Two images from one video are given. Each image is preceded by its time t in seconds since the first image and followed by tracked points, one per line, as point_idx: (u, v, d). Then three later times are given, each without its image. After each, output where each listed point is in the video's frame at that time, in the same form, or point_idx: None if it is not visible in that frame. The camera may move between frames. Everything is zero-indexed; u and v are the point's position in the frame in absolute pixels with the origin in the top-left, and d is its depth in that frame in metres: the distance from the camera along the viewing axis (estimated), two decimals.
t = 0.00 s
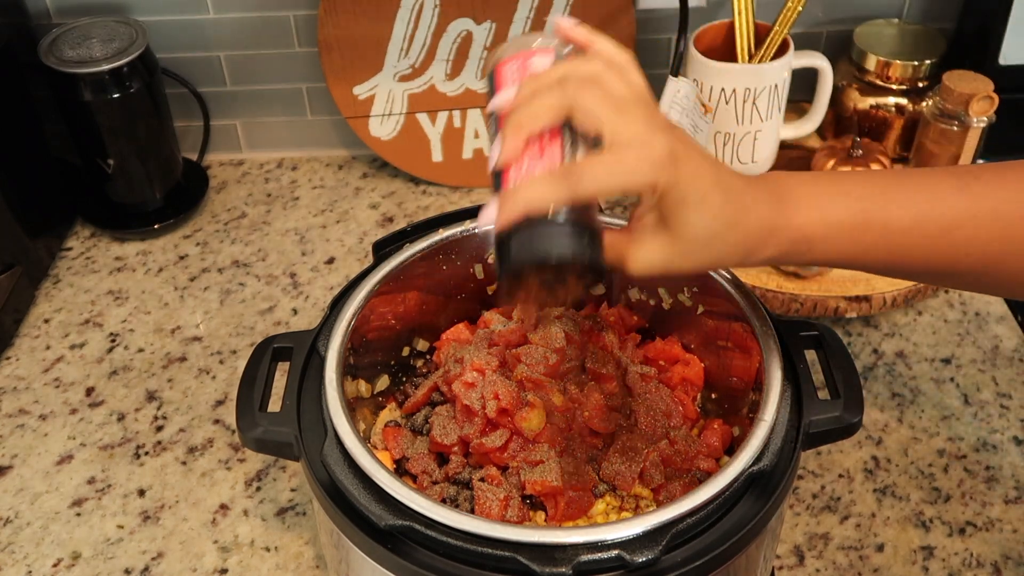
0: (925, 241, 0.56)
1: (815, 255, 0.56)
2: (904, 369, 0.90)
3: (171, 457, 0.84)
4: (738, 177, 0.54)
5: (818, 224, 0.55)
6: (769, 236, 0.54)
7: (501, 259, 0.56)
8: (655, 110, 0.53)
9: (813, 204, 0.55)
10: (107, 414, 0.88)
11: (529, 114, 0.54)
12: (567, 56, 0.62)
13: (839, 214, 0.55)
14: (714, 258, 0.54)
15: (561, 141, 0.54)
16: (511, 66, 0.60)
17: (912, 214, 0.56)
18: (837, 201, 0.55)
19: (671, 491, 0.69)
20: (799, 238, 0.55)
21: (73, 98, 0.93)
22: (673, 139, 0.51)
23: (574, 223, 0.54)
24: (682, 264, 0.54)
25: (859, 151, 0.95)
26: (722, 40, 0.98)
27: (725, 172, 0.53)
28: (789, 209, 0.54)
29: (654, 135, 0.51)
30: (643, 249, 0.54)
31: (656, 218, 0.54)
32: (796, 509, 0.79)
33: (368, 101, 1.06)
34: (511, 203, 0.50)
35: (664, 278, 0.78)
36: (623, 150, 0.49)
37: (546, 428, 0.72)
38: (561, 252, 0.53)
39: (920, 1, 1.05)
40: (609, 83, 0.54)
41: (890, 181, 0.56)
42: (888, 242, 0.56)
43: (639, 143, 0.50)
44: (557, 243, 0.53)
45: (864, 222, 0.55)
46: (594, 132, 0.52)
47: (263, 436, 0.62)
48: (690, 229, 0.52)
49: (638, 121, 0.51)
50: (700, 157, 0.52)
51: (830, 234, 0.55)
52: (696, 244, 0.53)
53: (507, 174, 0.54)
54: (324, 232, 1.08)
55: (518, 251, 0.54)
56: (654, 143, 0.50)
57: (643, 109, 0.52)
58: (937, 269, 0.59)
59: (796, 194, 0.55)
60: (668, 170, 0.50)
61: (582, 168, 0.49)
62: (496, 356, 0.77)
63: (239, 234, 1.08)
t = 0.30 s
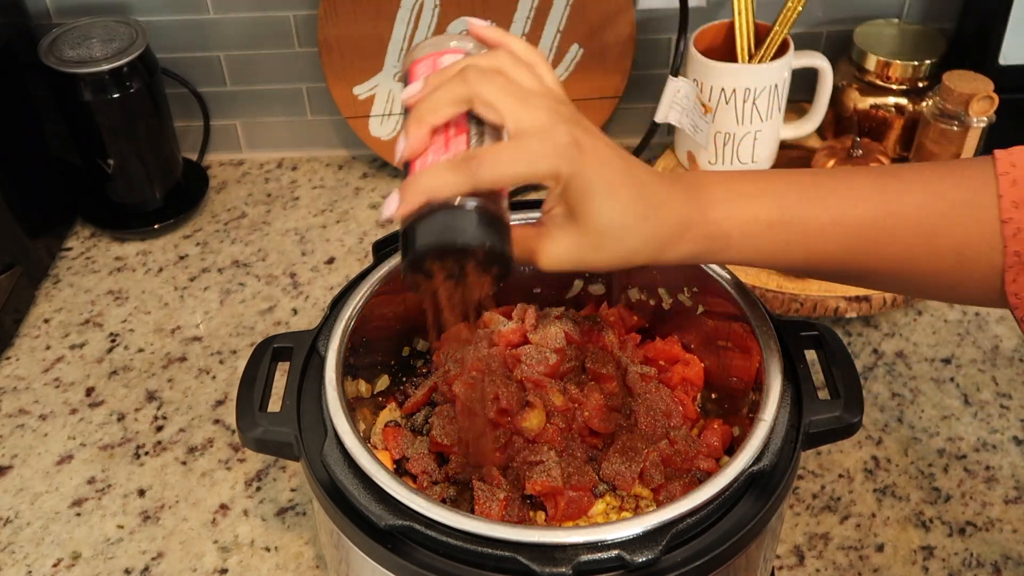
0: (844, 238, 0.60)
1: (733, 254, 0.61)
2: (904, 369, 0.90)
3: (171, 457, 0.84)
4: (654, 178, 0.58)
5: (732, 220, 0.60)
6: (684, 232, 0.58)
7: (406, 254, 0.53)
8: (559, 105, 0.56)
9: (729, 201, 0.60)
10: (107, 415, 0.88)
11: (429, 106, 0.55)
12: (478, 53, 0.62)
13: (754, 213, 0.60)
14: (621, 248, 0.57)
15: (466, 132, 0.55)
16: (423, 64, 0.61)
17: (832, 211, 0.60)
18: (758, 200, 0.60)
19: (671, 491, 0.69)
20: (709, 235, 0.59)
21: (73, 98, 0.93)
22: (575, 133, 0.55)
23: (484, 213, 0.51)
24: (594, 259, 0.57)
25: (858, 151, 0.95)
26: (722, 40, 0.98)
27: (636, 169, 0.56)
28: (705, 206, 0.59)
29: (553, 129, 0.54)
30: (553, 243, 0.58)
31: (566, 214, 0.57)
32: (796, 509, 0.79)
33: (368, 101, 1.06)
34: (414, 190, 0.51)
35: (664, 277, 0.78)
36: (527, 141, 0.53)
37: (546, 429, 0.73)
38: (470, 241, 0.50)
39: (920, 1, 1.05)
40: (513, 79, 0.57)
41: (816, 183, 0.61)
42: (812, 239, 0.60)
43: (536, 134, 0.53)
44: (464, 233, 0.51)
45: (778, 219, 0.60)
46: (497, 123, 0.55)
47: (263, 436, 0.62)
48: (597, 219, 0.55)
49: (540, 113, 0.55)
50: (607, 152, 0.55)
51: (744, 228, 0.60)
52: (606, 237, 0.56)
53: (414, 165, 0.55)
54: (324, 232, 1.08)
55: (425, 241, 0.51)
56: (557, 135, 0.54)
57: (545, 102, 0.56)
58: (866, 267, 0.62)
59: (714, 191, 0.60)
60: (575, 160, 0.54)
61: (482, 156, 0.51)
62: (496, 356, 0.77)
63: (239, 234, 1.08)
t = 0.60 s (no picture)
0: (800, 191, 0.60)
1: (691, 202, 0.62)
2: (904, 369, 0.90)
3: (171, 457, 0.84)
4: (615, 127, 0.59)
5: (687, 166, 0.60)
6: (637, 178, 0.59)
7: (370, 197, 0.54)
8: (513, 51, 0.58)
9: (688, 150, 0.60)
10: (107, 414, 0.88)
11: (393, 52, 0.58)
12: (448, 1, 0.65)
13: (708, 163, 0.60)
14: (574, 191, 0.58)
15: (430, 78, 0.58)
16: (394, 14, 0.65)
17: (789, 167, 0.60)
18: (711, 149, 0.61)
19: (672, 491, 0.69)
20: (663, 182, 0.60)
21: (73, 98, 0.93)
22: (529, 80, 0.56)
23: (444, 153, 0.53)
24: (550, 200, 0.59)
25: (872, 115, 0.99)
26: (722, 40, 0.98)
27: (590, 114, 0.58)
28: (661, 153, 0.60)
29: (504, 78, 0.56)
30: (511, 184, 0.60)
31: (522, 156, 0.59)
32: (796, 509, 0.79)
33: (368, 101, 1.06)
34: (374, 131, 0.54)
35: (664, 277, 0.78)
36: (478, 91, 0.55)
37: (546, 429, 0.73)
38: (432, 174, 0.51)
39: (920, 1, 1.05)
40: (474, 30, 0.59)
41: (775, 138, 0.61)
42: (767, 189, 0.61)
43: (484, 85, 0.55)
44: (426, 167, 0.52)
45: (736, 167, 0.61)
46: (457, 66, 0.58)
47: (263, 436, 0.62)
48: (553, 162, 0.57)
49: (495, 60, 0.57)
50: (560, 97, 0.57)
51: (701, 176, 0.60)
52: (562, 180, 0.58)
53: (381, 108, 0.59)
54: (324, 232, 1.08)
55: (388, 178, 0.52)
56: (511, 83, 0.56)
57: (501, 50, 0.58)
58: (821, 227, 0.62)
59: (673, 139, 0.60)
60: (526, 106, 0.55)
61: (436, 101, 0.53)
62: (496, 356, 0.78)
63: (239, 234, 1.08)
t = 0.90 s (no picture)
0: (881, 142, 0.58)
1: (777, 147, 0.59)
2: (904, 369, 0.90)
3: (171, 457, 0.84)
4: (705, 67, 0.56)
5: (781, 112, 0.57)
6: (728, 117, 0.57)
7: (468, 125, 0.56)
8: None
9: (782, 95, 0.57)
10: (107, 414, 0.88)
11: None
12: None
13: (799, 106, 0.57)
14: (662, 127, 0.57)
15: (528, 17, 0.57)
16: None
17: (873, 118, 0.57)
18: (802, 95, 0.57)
19: (671, 492, 0.69)
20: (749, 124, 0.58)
21: (73, 99, 0.93)
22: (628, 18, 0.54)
23: (542, 88, 0.55)
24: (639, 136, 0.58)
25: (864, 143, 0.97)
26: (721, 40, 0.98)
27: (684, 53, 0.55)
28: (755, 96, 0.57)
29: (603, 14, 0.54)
30: (603, 119, 0.58)
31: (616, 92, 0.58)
32: (796, 509, 0.79)
33: (369, 100, 1.07)
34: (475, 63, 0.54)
35: (664, 278, 0.78)
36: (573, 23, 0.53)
37: (546, 429, 0.73)
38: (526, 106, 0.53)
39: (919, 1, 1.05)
40: None
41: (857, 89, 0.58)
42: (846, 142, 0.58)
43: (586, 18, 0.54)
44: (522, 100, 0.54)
45: (826, 116, 0.57)
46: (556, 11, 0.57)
47: (263, 436, 0.62)
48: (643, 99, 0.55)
49: None
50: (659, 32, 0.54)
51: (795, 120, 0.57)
52: (652, 116, 0.56)
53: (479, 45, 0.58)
54: (324, 232, 1.08)
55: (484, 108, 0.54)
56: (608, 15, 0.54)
57: None
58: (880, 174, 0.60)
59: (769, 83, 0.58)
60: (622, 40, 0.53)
61: (537, 33, 0.53)
62: (496, 355, 0.78)
63: (239, 234, 1.08)
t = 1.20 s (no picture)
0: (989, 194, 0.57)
1: (897, 203, 0.58)
2: (904, 369, 0.90)
3: (171, 457, 0.84)
4: (824, 128, 0.56)
5: (898, 166, 0.56)
6: (847, 178, 0.56)
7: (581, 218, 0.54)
8: (722, 65, 0.55)
9: (897, 145, 0.56)
10: (107, 415, 0.88)
11: (594, 78, 0.54)
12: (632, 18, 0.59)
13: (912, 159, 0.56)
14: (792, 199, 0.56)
15: (630, 98, 0.54)
16: (573, 33, 0.59)
17: (986, 167, 0.57)
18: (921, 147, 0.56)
19: (671, 492, 0.69)
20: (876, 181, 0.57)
21: (72, 98, 0.93)
22: (741, 87, 0.53)
23: (654, 177, 0.52)
24: (759, 209, 0.57)
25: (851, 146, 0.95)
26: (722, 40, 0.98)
27: (796, 117, 0.55)
28: (871, 151, 0.56)
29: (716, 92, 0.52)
30: (718, 194, 0.58)
31: (731, 167, 0.57)
32: (796, 509, 0.79)
33: (369, 100, 1.06)
34: (588, 159, 0.52)
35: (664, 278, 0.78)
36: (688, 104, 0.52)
37: (546, 429, 0.73)
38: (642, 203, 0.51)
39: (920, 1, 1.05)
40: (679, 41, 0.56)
41: (966, 140, 0.57)
42: (966, 187, 0.57)
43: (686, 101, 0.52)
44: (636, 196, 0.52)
45: (948, 167, 0.57)
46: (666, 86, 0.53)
47: (263, 436, 0.62)
48: (764, 170, 0.55)
49: (705, 75, 0.53)
50: (771, 103, 0.54)
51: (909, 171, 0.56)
52: (774, 185, 0.56)
53: (580, 137, 0.55)
54: (324, 232, 1.08)
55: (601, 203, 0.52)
56: (723, 92, 0.53)
57: (708, 66, 0.54)
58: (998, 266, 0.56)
59: (881, 135, 0.56)
60: (741, 116, 0.52)
61: (652, 122, 0.51)
62: (496, 355, 0.78)
63: (239, 234, 1.08)
